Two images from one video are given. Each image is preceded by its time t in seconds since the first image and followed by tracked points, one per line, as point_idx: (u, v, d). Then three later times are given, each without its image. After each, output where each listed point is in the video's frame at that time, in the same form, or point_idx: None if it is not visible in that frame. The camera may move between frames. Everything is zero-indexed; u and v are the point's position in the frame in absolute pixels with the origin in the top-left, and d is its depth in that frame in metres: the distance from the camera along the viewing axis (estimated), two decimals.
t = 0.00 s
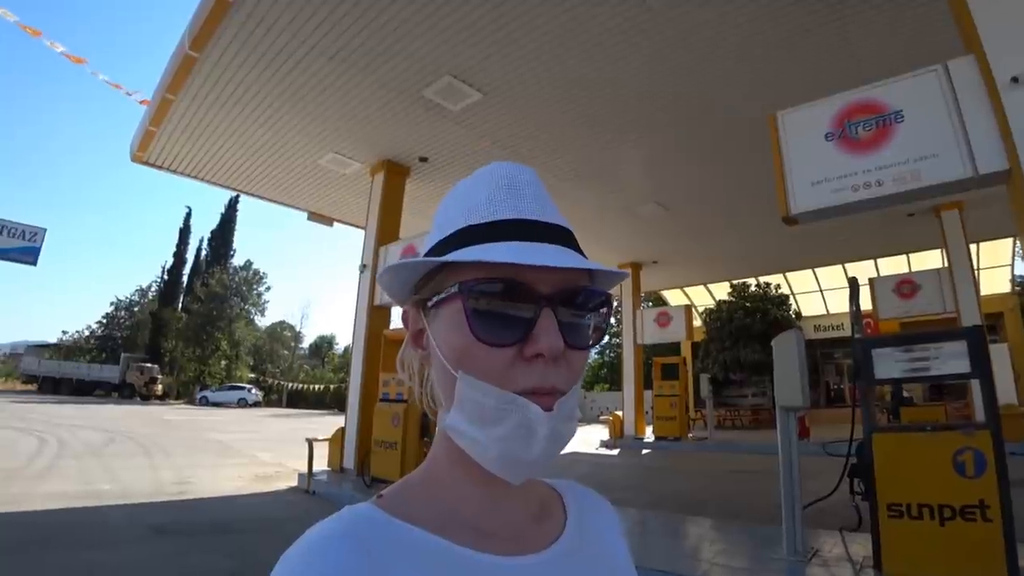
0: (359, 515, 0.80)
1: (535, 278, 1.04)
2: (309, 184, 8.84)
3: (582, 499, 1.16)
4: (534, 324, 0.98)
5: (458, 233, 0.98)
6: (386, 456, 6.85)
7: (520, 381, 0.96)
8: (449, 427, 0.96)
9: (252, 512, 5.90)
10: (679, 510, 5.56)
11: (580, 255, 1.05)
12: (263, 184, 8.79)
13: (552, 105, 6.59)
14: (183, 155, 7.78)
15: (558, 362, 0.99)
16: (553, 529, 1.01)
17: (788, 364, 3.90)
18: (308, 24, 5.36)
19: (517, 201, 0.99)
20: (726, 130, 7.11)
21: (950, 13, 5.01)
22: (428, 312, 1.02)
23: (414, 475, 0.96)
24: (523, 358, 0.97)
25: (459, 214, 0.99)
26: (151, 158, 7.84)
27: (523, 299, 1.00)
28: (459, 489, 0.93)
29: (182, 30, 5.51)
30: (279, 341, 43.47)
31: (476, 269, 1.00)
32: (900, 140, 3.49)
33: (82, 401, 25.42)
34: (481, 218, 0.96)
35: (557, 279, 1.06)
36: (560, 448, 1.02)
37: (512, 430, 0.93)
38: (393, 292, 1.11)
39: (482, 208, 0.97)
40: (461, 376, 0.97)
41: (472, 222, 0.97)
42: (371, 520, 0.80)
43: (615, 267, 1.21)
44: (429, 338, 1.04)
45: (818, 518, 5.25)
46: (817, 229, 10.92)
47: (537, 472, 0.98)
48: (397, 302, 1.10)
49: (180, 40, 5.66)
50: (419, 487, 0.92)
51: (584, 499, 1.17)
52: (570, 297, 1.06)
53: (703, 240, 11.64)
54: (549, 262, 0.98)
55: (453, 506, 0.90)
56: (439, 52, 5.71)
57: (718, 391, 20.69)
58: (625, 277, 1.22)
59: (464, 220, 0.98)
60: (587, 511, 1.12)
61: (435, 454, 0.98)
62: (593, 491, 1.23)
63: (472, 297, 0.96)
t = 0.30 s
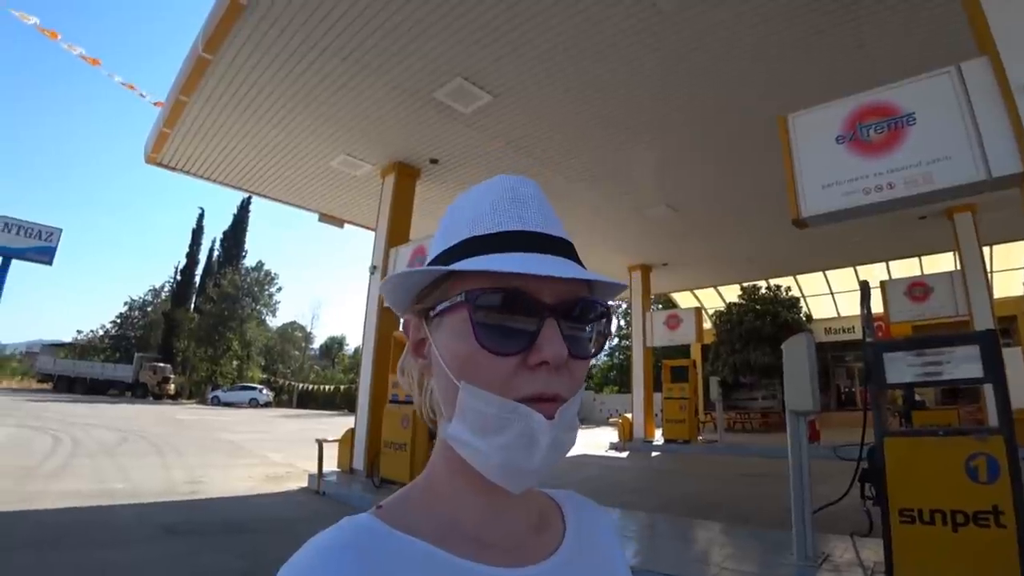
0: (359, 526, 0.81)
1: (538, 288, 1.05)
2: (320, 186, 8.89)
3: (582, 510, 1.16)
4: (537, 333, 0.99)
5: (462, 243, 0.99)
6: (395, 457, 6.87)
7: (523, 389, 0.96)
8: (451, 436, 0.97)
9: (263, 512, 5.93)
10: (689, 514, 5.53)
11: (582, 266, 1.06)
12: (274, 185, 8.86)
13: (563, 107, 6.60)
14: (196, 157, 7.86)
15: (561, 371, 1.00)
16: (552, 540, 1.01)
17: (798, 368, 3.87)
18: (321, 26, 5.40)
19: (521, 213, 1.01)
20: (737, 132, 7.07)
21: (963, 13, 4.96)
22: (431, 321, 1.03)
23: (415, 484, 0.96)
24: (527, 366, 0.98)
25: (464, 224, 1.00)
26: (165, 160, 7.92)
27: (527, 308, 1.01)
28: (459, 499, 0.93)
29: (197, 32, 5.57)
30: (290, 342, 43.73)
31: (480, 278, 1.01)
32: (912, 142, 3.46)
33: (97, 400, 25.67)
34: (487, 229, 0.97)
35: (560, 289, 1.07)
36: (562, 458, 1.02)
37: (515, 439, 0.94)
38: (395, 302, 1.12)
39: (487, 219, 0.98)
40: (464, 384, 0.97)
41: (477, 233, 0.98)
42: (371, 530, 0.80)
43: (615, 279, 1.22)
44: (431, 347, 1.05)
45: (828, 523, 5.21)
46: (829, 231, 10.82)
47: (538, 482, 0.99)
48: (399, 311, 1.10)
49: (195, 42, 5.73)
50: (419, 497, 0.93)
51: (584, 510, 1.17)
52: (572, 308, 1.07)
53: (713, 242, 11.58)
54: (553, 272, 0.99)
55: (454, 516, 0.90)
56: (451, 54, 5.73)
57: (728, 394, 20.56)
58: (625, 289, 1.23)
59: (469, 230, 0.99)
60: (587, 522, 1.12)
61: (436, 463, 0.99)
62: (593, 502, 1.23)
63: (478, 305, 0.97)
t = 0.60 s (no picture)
0: (359, 540, 0.81)
1: (540, 296, 1.05)
2: (331, 190, 8.95)
3: (582, 519, 1.16)
4: (541, 340, 0.99)
5: (465, 252, 0.99)
6: (409, 458, 6.89)
7: (527, 397, 0.96)
8: (454, 445, 0.97)
9: (278, 513, 5.99)
10: (702, 514, 5.49)
11: (583, 274, 1.07)
12: (285, 190, 8.92)
13: (570, 106, 6.58)
14: (209, 163, 7.94)
15: (564, 378, 1.00)
16: (552, 550, 1.02)
17: (812, 367, 3.83)
18: (329, 31, 5.44)
19: (523, 221, 1.01)
20: (746, 129, 7.02)
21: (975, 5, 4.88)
22: (433, 328, 1.03)
23: (416, 494, 0.97)
24: (531, 373, 0.98)
25: (465, 232, 1.00)
26: (178, 166, 8.01)
27: (530, 316, 1.01)
28: (460, 509, 0.94)
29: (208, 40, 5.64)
30: (305, 344, 44.09)
31: (482, 286, 1.01)
32: (925, 136, 3.41)
33: (116, 403, 26.06)
34: (491, 237, 0.98)
35: (562, 297, 1.07)
36: (565, 466, 1.02)
37: (519, 448, 0.94)
38: (395, 311, 1.12)
39: (491, 226, 0.99)
40: (467, 393, 0.97)
41: (481, 241, 0.98)
42: (370, 544, 0.80)
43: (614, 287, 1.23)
44: (433, 355, 1.05)
45: (843, 523, 5.15)
46: (842, 227, 10.70)
47: (540, 490, 0.99)
48: (399, 319, 1.10)
49: (206, 50, 5.79)
50: (421, 507, 0.93)
51: (584, 518, 1.17)
52: (572, 315, 1.07)
53: (725, 240, 11.50)
54: (556, 280, 0.99)
55: (455, 527, 0.90)
56: (458, 56, 5.74)
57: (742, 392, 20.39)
58: (625, 297, 1.23)
59: (471, 238, 0.99)
60: (588, 532, 1.13)
61: (439, 471, 0.99)
62: (594, 510, 1.23)
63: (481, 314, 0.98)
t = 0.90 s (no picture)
0: (370, 537, 0.82)
1: (552, 291, 1.06)
2: (345, 185, 9.00)
3: (592, 517, 1.17)
4: (553, 335, 1.00)
5: (476, 248, 1.00)
6: (423, 452, 6.94)
7: (540, 392, 0.97)
8: (467, 442, 0.98)
9: (293, 505, 6.07)
10: (712, 509, 5.49)
11: (594, 270, 1.07)
12: (299, 185, 8.98)
13: (582, 101, 6.55)
14: (224, 159, 8.02)
15: (576, 374, 1.01)
16: (562, 549, 1.03)
17: (825, 362, 3.80)
18: (342, 28, 5.45)
19: (534, 217, 1.02)
20: (759, 124, 6.95)
21: None
22: (445, 325, 1.04)
23: (428, 492, 0.98)
24: (544, 369, 0.99)
25: (476, 229, 1.01)
26: (195, 163, 8.09)
27: (543, 311, 1.01)
28: (470, 507, 0.95)
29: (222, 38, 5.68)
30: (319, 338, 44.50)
31: (493, 281, 1.02)
32: (942, 130, 3.38)
33: (136, 396, 26.51)
34: (503, 232, 0.99)
35: (573, 292, 1.08)
36: (577, 463, 1.03)
37: (532, 444, 0.95)
38: (406, 308, 1.13)
39: (502, 222, 1.00)
40: (480, 390, 0.98)
41: (492, 237, 0.99)
42: (382, 541, 0.82)
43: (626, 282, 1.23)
44: (444, 352, 1.06)
45: (855, 520, 5.11)
46: (857, 222, 10.56)
47: (552, 488, 1.00)
48: (410, 317, 1.11)
49: (221, 47, 5.83)
50: (432, 505, 0.95)
51: (593, 517, 1.18)
52: (584, 311, 1.08)
53: (738, 235, 11.41)
54: (569, 274, 1.00)
55: (466, 525, 0.92)
56: (470, 52, 5.74)
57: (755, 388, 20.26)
58: (636, 292, 1.24)
59: (482, 234, 1.00)
60: (597, 530, 1.14)
61: (450, 469, 1.00)
62: (604, 509, 1.24)
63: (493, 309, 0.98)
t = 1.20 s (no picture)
0: (382, 522, 0.84)
1: (552, 278, 1.07)
2: (357, 187, 9.08)
3: (602, 507, 1.18)
4: (551, 320, 1.01)
5: (476, 239, 1.02)
6: (439, 449, 6.98)
7: (540, 376, 0.98)
8: (473, 428, 1.00)
9: (310, 502, 6.16)
10: (727, 504, 5.47)
11: (594, 254, 1.08)
12: (313, 187, 9.07)
13: (590, 98, 6.55)
14: (238, 163, 8.12)
15: (577, 357, 1.02)
16: (571, 535, 1.03)
17: (838, 354, 3.77)
18: (352, 31, 5.50)
19: (532, 206, 1.04)
20: (768, 117, 6.89)
21: None
22: (448, 317, 1.06)
23: (438, 481, 1.00)
24: (544, 353, 1.00)
25: (475, 223, 1.03)
26: (209, 167, 8.21)
27: (543, 297, 1.03)
28: (480, 493, 0.97)
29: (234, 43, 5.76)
30: (334, 338, 44.88)
31: (494, 271, 1.04)
32: (952, 119, 3.35)
33: (155, 398, 26.89)
34: (499, 222, 1.01)
35: (573, 277, 1.09)
36: (582, 448, 1.04)
37: (535, 428, 0.96)
38: (414, 303, 1.15)
39: (499, 212, 1.02)
40: (483, 377, 1.00)
41: (490, 228, 1.01)
42: (393, 525, 0.84)
43: (630, 266, 1.24)
44: (449, 343, 1.08)
45: (870, 512, 5.08)
46: (871, 213, 10.43)
47: (558, 473, 1.01)
48: (418, 311, 1.14)
49: (232, 53, 5.91)
50: (443, 493, 0.96)
51: (604, 506, 1.19)
52: (585, 297, 1.09)
53: (750, 229, 11.33)
54: (566, 260, 1.01)
55: (475, 512, 0.93)
56: (479, 51, 5.75)
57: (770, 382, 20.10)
58: (641, 276, 1.24)
59: (481, 225, 1.02)
60: (608, 519, 1.14)
61: (460, 458, 1.02)
62: (615, 500, 1.25)
63: (494, 298, 1.00)
